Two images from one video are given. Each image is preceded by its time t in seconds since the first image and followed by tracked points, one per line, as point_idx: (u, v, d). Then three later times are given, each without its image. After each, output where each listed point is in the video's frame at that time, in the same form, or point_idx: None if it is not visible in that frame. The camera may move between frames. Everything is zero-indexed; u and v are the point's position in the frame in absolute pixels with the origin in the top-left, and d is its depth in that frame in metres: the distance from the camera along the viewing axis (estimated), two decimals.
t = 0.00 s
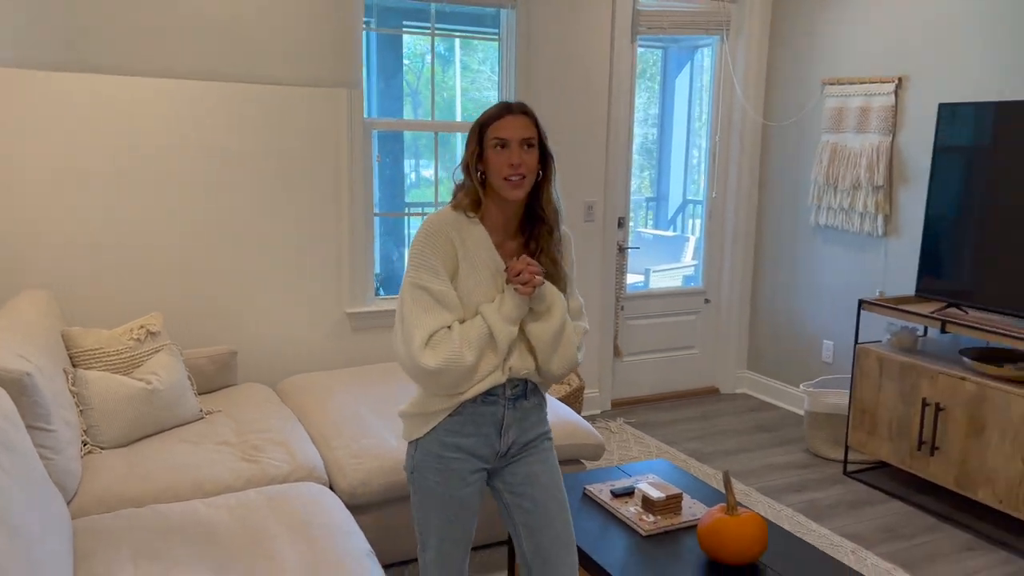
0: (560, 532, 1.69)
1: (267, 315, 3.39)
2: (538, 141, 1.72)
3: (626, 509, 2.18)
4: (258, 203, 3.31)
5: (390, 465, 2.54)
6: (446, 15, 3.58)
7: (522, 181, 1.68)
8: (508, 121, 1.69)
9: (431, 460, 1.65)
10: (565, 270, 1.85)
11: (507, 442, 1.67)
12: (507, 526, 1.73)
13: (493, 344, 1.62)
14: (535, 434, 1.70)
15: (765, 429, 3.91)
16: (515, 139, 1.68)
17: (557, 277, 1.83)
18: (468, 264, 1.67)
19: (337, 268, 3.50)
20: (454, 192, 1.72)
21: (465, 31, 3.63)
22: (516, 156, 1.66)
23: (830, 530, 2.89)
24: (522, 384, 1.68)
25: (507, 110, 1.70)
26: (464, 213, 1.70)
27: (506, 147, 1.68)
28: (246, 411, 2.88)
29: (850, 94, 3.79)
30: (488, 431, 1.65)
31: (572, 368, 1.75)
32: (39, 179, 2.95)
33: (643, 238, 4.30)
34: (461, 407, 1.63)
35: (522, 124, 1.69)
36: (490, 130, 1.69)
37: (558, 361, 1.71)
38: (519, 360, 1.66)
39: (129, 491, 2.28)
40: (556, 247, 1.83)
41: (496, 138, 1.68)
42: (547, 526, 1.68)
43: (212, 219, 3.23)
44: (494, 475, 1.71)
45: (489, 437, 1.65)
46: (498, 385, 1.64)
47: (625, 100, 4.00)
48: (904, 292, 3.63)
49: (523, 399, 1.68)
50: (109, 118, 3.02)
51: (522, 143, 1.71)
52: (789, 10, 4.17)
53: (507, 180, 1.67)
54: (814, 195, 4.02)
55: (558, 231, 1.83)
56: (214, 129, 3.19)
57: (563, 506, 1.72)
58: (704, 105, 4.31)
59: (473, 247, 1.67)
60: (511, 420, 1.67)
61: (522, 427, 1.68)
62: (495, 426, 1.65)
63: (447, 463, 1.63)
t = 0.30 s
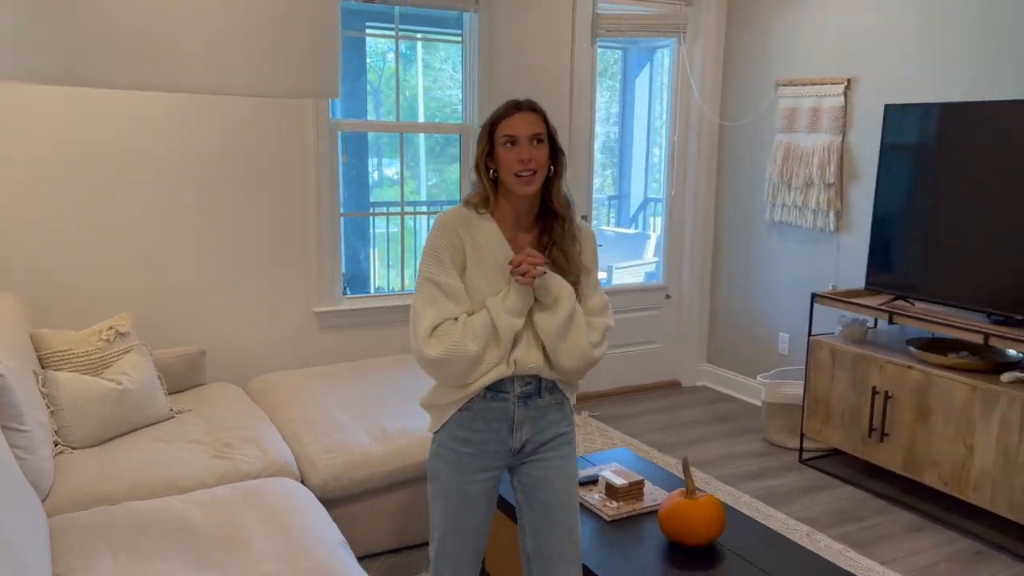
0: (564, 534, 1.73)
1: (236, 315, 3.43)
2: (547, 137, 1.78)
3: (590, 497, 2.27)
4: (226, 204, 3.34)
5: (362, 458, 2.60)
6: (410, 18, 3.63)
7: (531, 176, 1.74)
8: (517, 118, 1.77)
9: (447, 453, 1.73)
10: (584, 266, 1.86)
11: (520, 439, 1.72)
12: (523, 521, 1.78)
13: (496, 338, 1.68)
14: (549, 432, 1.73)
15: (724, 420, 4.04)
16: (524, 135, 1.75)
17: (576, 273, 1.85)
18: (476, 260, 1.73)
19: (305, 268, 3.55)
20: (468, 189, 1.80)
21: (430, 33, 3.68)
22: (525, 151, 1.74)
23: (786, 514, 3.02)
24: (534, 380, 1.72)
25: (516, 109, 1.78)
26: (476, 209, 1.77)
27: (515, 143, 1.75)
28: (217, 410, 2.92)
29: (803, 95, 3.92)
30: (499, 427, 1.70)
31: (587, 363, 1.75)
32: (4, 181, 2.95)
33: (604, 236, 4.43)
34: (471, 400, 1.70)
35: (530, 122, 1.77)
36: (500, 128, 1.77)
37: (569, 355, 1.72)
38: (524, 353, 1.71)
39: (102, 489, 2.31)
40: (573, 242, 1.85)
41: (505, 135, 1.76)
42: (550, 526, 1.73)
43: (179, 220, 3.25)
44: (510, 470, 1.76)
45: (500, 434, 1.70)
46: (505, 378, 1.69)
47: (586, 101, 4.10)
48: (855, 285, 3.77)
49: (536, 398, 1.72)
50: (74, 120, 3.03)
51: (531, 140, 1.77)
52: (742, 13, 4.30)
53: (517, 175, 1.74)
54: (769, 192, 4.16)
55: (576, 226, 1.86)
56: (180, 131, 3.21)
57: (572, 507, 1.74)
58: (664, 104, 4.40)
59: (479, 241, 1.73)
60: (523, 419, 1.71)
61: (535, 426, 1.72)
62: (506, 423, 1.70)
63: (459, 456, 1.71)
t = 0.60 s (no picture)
0: (567, 536, 1.69)
1: (206, 318, 3.43)
2: (561, 137, 1.73)
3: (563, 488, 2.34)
4: (195, 207, 3.34)
5: (337, 457, 2.64)
6: (378, 21, 3.65)
7: (543, 177, 1.69)
8: (533, 118, 1.72)
9: (460, 446, 1.71)
10: (603, 265, 1.76)
11: (531, 435, 1.68)
12: (532, 522, 1.74)
13: (502, 335, 1.64)
14: (561, 430, 1.68)
15: (689, 414, 4.14)
16: (537, 135, 1.70)
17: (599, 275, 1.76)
18: (489, 255, 1.71)
19: (274, 270, 3.56)
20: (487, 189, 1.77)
21: (397, 34, 3.72)
22: (538, 152, 1.69)
23: (751, 503, 3.11)
24: (542, 377, 1.67)
25: (530, 110, 1.73)
26: (489, 210, 1.74)
27: (529, 144, 1.70)
28: (189, 412, 2.93)
29: (760, 97, 4.05)
30: (510, 421, 1.67)
31: (600, 362, 1.67)
32: None
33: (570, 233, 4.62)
34: (481, 394, 1.68)
35: (546, 122, 1.72)
36: (514, 129, 1.73)
37: (580, 353, 1.65)
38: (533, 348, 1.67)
39: (78, 492, 2.32)
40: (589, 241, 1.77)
41: (519, 135, 1.71)
42: (553, 525, 1.69)
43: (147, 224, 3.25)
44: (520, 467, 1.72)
45: (510, 428, 1.67)
46: (513, 373, 1.66)
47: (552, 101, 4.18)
48: (813, 281, 3.90)
49: (547, 394, 1.67)
50: (40, 123, 3.00)
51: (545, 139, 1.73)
52: (701, 18, 4.41)
53: (529, 175, 1.69)
54: (729, 192, 4.27)
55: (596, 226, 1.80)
56: (148, 133, 3.20)
57: (580, 509, 1.69)
58: (626, 104, 4.51)
59: (490, 241, 1.71)
60: (533, 414, 1.67)
61: (548, 423, 1.68)
62: (517, 418, 1.67)
63: (468, 447, 1.68)
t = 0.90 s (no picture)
0: (564, 533, 1.79)
1: (181, 323, 3.42)
2: (559, 151, 1.76)
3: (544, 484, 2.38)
4: (169, 212, 3.33)
5: (319, 459, 2.67)
6: (348, 26, 3.69)
7: (540, 194, 1.74)
8: (532, 135, 1.75)
9: (464, 448, 1.80)
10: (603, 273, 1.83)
11: (531, 438, 1.76)
12: (532, 520, 1.84)
13: (457, 343, 1.71)
14: (559, 434, 1.76)
15: (659, 411, 4.23)
16: (534, 153, 1.74)
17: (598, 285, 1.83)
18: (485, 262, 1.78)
19: (249, 275, 3.56)
20: (486, 197, 1.85)
21: (368, 39, 3.75)
22: (535, 169, 1.73)
23: (723, 496, 3.20)
24: (539, 381, 1.74)
25: (526, 125, 1.76)
26: (488, 219, 1.82)
27: (527, 161, 1.74)
28: (167, 417, 2.93)
29: (725, 100, 4.15)
30: (510, 425, 1.75)
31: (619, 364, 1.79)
32: None
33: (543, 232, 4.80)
34: (483, 397, 1.76)
35: (544, 139, 1.75)
36: (512, 144, 1.76)
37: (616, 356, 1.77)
38: (486, 369, 1.75)
39: (60, 499, 2.31)
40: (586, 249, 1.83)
41: (518, 151, 1.75)
42: (550, 525, 1.79)
43: (120, 229, 3.23)
44: (520, 468, 1.81)
45: (510, 432, 1.75)
46: (508, 379, 1.74)
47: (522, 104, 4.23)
48: (777, 279, 4.01)
49: (545, 398, 1.75)
50: (10, 128, 2.98)
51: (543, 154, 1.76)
52: (665, 24, 4.52)
53: (527, 191, 1.74)
54: (695, 194, 4.37)
55: (593, 238, 1.84)
56: (121, 138, 3.19)
57: (575, 508, 1.79)
58: (593, 106, 4.65)
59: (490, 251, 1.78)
60: (532, 418, 1.75)
61: (546, 426, 1.75)
62: (516, 422, 1.75)
63: (471, 449, 1.78)
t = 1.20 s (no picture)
0: (559, 526, 1.85)
1: (161, 326, 3.42)
2: (553, 156, 1.81)
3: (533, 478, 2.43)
4: (147, 215, 3.33)
5: (307, 459, 2.69)
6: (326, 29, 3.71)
7: (535, 199, 1.80)
8: (526, 141, 1.80)
9: (461, 443, 1.84)
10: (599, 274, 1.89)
11: (528, 434, 1.81)
12: (528, 515, 1.89)
13: (444, 357, 1.78)
14: (555, 430, 1.81)
15: (636, 407, 4.31)
16: (529, 158, 1.79)
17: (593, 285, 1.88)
18: (480, 265, 1.83)
19: (228, 277, 3.56)
20: (484, 200, 1.91)
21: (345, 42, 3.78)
22: (531, 175, 1.78)
23: (702, 488, 3.29)
24: (536, 377, 1.79)
25: (522, 131, 1.81)
26: (487, 222, 1.88)
27: (523, 166, 1.79)
28: (152, 420, 2.93)
29: (696, 103, 4.25)
30: (507, 421, 1.80)
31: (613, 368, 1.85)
32: None
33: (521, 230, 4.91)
34: (480, 394, 1.81)
35: (538, 144, 1.80)
36: (508, 149, 1.81)
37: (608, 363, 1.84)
38: (477, 371, 1.81)
39: (50, 502, 2.31)
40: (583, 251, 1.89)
41: (513, 157, 1.80)
42: (545, 519, 1.84)
43: (100, 232, 3.22)
44: (517, 464, 1.86)
45: (507, 428, 1.80)
46: (506, 376, 1.78)
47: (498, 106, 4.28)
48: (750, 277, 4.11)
49: (541, 395, 1.80)
50: None
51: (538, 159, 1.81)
52: (637, 27, 4.61)
53: (523, 196, 1.80)
54: (668, 194, 4.46)
55: (587, 239, 1.89)
56: (99, 141, 3.18)
57: (570, 503, 1.84)
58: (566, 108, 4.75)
59: (487, 251, 1.84)
60: (529, 414, 1.80)
61: (543, 422, 1.81)
62: (513, 418, 1.80)
63: (469, 445, 1.82)
